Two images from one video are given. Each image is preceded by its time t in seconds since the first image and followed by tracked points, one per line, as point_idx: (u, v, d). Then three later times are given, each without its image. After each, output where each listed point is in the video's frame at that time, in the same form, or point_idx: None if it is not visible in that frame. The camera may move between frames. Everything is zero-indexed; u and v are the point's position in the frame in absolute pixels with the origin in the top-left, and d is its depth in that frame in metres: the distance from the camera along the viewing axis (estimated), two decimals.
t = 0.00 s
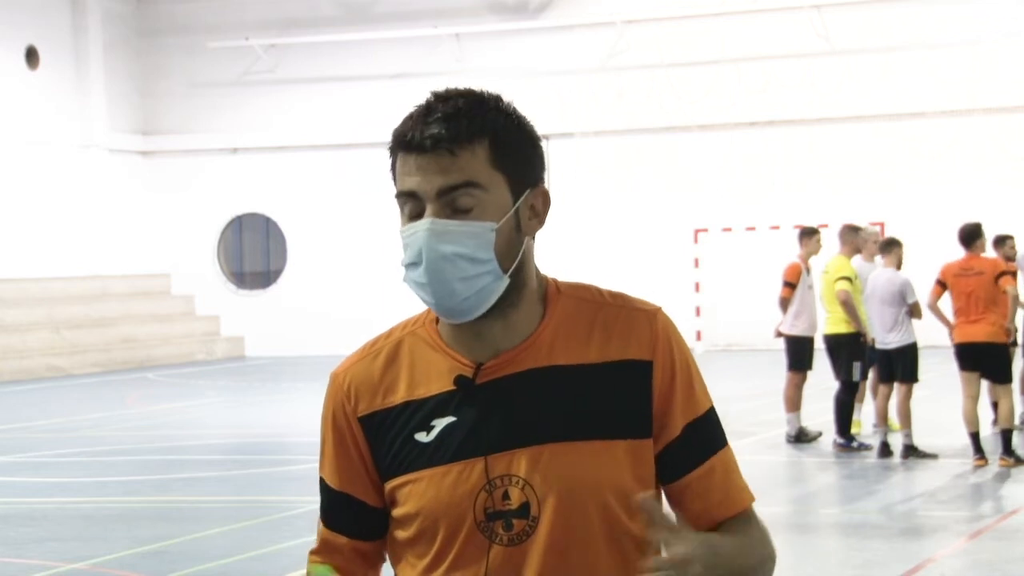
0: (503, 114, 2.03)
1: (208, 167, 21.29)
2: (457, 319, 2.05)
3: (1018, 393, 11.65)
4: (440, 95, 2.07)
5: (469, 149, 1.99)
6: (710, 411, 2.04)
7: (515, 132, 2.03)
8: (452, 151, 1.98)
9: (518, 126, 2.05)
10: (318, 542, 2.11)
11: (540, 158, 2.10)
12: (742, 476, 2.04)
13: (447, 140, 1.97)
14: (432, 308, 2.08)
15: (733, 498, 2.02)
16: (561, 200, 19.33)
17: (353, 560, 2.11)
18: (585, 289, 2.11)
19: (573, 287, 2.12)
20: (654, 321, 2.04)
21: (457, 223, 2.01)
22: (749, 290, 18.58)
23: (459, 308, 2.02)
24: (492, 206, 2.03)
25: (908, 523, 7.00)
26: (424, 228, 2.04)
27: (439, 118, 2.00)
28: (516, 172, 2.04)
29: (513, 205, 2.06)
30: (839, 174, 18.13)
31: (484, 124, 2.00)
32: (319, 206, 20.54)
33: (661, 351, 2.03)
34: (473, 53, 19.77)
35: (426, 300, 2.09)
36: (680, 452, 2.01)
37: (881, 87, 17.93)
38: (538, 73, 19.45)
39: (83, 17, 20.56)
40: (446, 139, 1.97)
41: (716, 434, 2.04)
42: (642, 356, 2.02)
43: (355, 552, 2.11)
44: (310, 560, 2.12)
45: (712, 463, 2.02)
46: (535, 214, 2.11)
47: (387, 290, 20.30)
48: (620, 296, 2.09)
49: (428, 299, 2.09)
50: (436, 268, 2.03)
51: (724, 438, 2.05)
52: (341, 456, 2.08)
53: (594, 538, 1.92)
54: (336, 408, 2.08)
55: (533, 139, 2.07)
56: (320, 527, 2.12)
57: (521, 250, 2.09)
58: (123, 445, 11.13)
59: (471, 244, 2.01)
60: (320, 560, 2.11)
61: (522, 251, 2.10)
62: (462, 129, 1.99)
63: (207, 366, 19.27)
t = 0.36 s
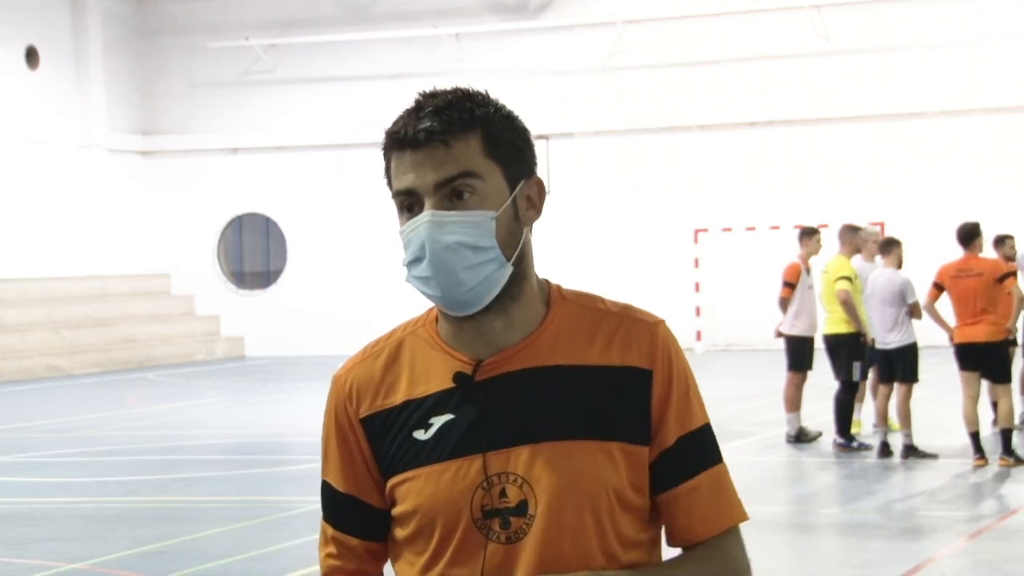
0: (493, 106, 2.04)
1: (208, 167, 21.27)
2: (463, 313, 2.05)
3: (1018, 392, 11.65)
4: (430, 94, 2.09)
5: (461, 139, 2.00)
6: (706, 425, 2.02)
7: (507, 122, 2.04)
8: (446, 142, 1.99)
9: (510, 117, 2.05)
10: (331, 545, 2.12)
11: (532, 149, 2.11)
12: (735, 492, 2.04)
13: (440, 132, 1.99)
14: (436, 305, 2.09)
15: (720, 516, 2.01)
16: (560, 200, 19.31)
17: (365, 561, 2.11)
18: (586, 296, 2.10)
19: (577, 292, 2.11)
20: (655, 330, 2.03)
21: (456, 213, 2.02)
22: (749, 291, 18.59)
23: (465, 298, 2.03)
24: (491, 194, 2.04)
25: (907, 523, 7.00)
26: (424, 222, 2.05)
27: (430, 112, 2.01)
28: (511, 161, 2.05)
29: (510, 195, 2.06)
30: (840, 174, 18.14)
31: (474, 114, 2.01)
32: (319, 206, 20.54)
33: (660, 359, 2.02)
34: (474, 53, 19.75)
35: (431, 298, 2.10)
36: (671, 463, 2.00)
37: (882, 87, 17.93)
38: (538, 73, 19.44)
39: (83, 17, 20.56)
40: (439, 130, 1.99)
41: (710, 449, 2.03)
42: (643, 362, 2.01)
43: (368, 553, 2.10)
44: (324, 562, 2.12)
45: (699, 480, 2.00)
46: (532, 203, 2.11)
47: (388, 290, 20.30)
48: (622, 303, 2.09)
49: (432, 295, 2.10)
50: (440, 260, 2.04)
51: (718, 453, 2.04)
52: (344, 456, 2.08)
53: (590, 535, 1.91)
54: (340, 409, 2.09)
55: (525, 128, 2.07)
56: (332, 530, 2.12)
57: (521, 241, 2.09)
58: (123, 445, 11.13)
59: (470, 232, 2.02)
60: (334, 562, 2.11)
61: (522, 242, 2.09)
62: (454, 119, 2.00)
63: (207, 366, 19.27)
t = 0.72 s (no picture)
0: (489, 104, 2.05)
1: (208, 167, 21.28)
2: (462, 311, 2.05)
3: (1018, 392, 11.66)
4: (425, 93, 2.09)
5: (459, 136, 2.00)
6: (707, 426, 2.03)
7: (503, 119, 2.04)
8: (443, 139, 1.99)
9: (506, 114, 2.06)
10: (328, 543, 2.13)
11: (528, 146, 2.11)
12: (727, 494, 2.05)
13: (436, 129, 1.99)
14: (436, 303, 2.09)
15: (719, 517, 2.03)
16: (560, 200, 19.31)
17: (362, 558, 2.12)
18: (587, 296, 2.09)
19: (578, 293, 2.11)
20: (658, 333, 2.03)
21: (454, 211, 2.02)
22: (749, 291, 18.58)
23: (466, 294, 2.03)
24: (488, 191, 2.04)
25: (907, 523, 7.00)
26: (423, 220, 2.05)
27: (426, 110, 2.01)
28: (507, 156, 2.05)
29: (507, 191, 2.07)
30: (840, 174, 18.14)
31: (470, 111, 2.01)
32: (319, 206, 20.55)
33: (662, 361, 2.02)
34: (473, 53, 19.74)
35: (430, 296, 2.10)
36: (674, 466, 2.00)
37: (882, 87, 17.93)
38: (538, 73, 19.44)
39: (83, 17, 20.57)
40: (435, 128, 1.99)
41: (710, 452, 2.04)
42: (645, 365, 2.01)
43: (365, 551, 2.11)
44: (320, 559, 2.13)
45: (699, 484, 2.02)
46: (530, 201, 2.11)
47: (388, 290, 20.31)
48: (624, 304, 2.09)
49: (431, 294, 2.10)
50: (439, 258, 2.04)
51: (715, 459, 2.05)
52: (343, 454, 2.08)
53: (589, 536, 1.92)
54: (338, 408, 2.09)
55: (520, 125, 2.07)
56: (329, 528, 2.12)
57: (520, 238, 2.09)
58: (124, 445, 11.13)
59: (469, 230, 2.02)
60: (330, 559, 2.12)
61: (521, 239, 2.10)
62: (450, 117, 2.00)
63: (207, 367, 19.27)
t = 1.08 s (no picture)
0: (494, 103, 2.05)
1: (208, 167, 21.28)
2: (470, 309, 2.05)
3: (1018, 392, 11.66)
4: (427, 93, 2.09)
5: (465, 133, 2.00)
6: (708, 427, 2.04)
7: (506, 117, 2.04)
8: (451, 137, 1.99)
9: (509, 113, 2.06)
10: (327, 542, 2.13)
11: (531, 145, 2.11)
12: (737, 493, 2.06)
13: (444, 128, 1.99)
14: (441, 302, 2.09)
15: (722, 518, 2.02)
16: (560, 200, 19.29)
17: (362, 559, 2.12)
18: (589, 297, 2.09)
19: (581, 293, 2.11)
20: (660, 334, 2.03)
21: (462, 208, 2.03)
22: (749, 290, 18.59)
23: (477, 291, 2.03)
24: (495, 189, 2.04)
25: (907, 523, 7.00)
26: (431, 219, 2.05)
27: (431, 108, 2.01)
28: (512, 154, 2.05)
29: (513, 188, 2.07)
30: (839, 174, 18.14)
31: (474, 109, 2.01)
32: (319, 206, 20.55)
33: (665, 362, 2.02)
34: (473, 53, 19.73)
35: (437, 295, 2.10)
36: (677, 467, 2.01)
37: (882, 87, 17.94)
38: (538, 73, 19.44)
39: (83, 17, 20.57)
40: (442, 126, 1.99)
41: (712, 451, 2.04)
42: (648, 365, 2.01)
43: (365, 551, 2.12)
44: (319, 559, 2.14)
45: (703, 483, 2.02)
46: (533, 198, 2.12)
47: (388, 290, 20.31)
48: (625, 306, 2.08)
49: (438, 292, 2.10)
50: (449, 255, 2.04)
51: (721, 456, 2.06)
52: (344, 453, 2.08)
53: (592, 536, 1.92)
54: (339, 407, 2.09)
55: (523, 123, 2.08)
56: (328, 528, 2.12)
57: (525, 236, 2.10)
58: (124, 445, 11.13)
59: (478, 227, 2.02)
60: (329, 559, 2.12)
61: (526, 238, 2.10)
62: (456, 115, 2.00)
63: (207, 367, 19.27)
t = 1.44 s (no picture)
0: (462, 105, 2.05)
1: (208, 167, 21.28)
2: (465, 312, 2.04)
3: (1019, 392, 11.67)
4: (398, 107, 2.10)
5: (433, 139, 2.00)
6: (711, 414, 2.04)
7: (477, 118, 2.04)
8: (419, 145, 1.99)
9: (482, 113, 2.06)
10: (321, 533, 2.11)
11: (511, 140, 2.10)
12: (744, 480, 2.05)
13: (410, 137, 1.99)
14: (435, 305, 2.08)
15: (734, 499, 2.03)
16: (560, 200, 19.28)
17: (357, 550, 2.11)
18: (589, 290, 2.11)
19: (579, 288, 2.12)
20: (660, 323, 2.04)
21: (440, 212, 2.02)
22: (749, 291, 18.60)
23: (468, 293, 2.02)
24: (473, 188, 2.03)
25: (907, 523, 7.00)
26: (413, 227, 2.05)
27: (398, 120, 2.02)
28: (489, 152, 2.04)
29: (493, 185, 2.06)
30: (840, 174, 18.15)
31: (442, 115, 2.01)
32: (319, 206, 20.55)
33: (665, 353, 2.03)
34: (473, 53, 19.74)
35: (430, 300, 2.10)
36: (681, 455, 2.01)
37: (882, 87, 17.94)
38: (538, 73, 19.44)
39: (83, 17, 20.57)
40: (409, 136, 1.99)
41: (716, 439, 2.04)
42: (646, 358, 2.02)
43: (361, 543, 2.11)
44: (311, 549, 2.12)
45: (713, 469, 2.02)
46: (519, 192, 2.10)
47: (388, 290, 20.32)
48: (625, 297, 2.10)
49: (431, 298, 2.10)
50: (434, 260, 2.04)
51: (726, 443, 2.06)
52: (345, 447, 2.08)
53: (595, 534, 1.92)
54: (340, 400, 2.08)
55: (498, 122, 2.07)
56: (322, 519, 2.11)
57: (515, 230, 2.10)
58: (124, 445, 11.13)
59: (461, 226, 2.01)
60: (322, 550, 2.11)
61: (515, 233, 2.10)
62: (422, 122, 2.00)
63: (207, 367, 19.26)
